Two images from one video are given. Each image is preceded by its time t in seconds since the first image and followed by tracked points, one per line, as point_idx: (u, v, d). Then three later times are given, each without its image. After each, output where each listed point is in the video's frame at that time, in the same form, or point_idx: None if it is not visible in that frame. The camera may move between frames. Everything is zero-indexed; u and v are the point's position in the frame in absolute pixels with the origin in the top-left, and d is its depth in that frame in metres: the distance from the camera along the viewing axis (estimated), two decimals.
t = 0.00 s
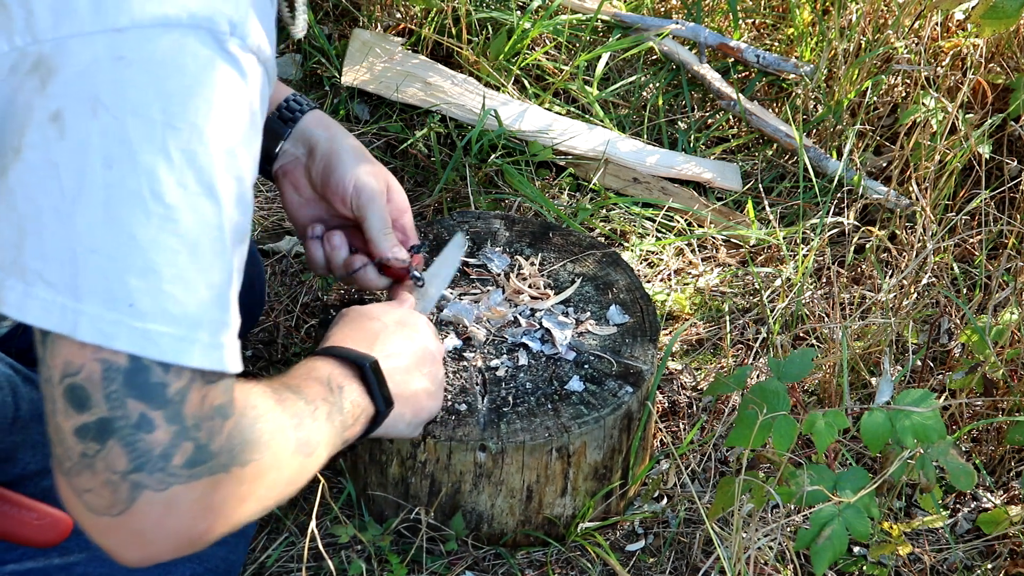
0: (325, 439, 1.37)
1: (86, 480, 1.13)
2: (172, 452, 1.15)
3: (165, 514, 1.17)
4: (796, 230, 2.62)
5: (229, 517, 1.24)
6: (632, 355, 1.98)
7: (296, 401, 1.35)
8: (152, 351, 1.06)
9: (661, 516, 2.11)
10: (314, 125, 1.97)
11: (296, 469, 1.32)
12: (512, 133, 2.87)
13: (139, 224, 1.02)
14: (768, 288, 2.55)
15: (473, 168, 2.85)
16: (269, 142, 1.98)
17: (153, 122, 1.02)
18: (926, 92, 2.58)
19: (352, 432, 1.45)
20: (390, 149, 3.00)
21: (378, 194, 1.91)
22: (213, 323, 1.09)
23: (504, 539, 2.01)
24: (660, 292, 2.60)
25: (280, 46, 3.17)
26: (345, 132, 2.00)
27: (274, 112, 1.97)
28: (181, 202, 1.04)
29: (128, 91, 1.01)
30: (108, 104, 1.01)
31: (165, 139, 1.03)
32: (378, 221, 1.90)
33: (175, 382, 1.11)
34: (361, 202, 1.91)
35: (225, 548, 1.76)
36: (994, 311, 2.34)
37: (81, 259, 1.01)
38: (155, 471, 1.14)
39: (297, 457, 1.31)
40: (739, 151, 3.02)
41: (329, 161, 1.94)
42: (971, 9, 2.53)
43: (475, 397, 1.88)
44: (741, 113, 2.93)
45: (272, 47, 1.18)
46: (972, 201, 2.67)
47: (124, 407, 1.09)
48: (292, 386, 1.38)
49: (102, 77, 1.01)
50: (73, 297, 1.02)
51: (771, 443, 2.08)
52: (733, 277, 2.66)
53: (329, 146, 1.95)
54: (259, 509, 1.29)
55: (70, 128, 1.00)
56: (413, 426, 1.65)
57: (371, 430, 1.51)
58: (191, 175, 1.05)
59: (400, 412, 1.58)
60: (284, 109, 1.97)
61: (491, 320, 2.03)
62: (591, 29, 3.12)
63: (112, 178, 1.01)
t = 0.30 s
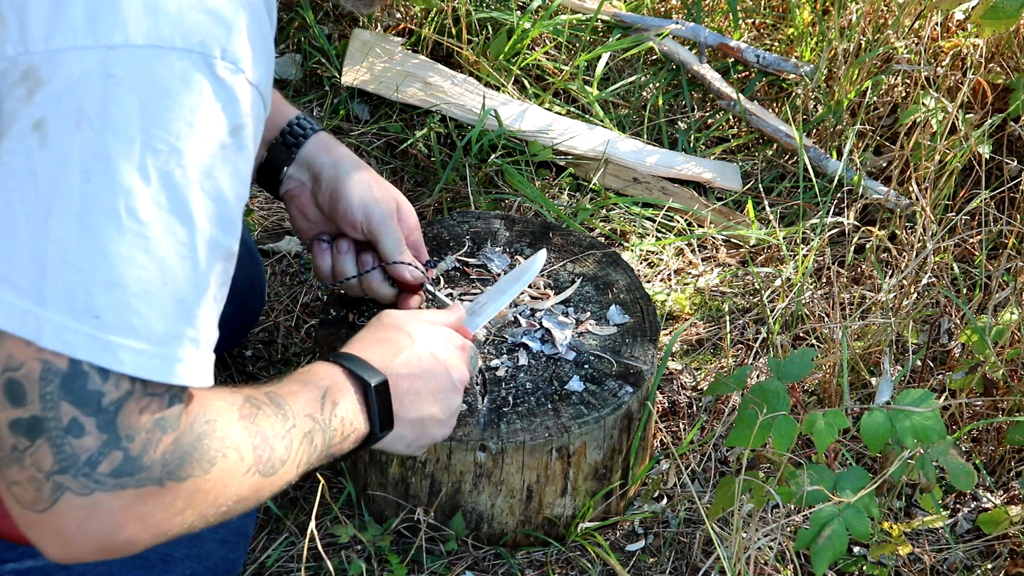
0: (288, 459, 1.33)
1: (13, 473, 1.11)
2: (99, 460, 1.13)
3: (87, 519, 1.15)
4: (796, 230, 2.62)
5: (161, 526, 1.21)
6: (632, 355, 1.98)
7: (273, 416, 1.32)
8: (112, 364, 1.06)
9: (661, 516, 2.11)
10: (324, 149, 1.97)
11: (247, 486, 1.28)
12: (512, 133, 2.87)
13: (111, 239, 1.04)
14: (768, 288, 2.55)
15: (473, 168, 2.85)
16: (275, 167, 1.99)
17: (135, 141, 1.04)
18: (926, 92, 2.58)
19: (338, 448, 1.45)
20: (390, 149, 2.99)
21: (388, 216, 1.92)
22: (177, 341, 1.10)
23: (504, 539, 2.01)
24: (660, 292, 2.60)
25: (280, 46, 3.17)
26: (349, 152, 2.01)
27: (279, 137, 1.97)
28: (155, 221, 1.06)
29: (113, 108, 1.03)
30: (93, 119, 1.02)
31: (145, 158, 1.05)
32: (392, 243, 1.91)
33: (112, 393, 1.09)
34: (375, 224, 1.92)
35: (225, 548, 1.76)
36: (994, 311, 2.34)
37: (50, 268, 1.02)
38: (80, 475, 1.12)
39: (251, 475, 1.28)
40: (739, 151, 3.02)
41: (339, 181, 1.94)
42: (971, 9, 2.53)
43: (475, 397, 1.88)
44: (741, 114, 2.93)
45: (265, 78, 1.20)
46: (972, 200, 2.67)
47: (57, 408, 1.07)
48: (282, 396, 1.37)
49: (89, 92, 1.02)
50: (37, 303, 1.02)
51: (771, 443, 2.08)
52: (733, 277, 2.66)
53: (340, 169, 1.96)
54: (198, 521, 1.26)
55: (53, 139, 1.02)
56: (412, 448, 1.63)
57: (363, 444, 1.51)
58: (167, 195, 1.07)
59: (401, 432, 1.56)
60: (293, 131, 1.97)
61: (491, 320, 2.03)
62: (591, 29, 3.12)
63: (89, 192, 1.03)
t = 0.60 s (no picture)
0: (298, 459, 1.30)
1: (30, 479, 1.10)
2: (117, 465, 1.11)
3: (105, 524, 1.14)
4: (796, 230, 2.62)
5: (176, 529, 1.20)
6: (632, 355, 1.98)
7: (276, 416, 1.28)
8: (129, 369, 1.05)
9: (661, 516, 2.11)
10: (321, 152, 1.97)
11: (258, 487, 1.25)
12: (512, 133, 2.87)
13: (128, 243, 1.03)
14: (768, 288, 2.55)
15: (473, 168, 2.85)
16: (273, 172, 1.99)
17: (151, 146, 1.04)
18: (926, 92, 2.58)
19: (342, 445, 1.41)
20: (390, 149, 2.99)
21: (387, 221, 1.92)
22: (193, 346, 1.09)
23: (504, 539, 2.01)
24: (660, 292, 2.60)
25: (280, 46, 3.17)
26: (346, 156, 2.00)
27: (276, 142, 1.96)
28: (171, 225, 1.05)
29: (130, 113, 1.02)
30: (110, 124, 1.02)
31: (161, 162, 1.04)
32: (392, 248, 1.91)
33: (130, 397, 1.08)
34: (372, 229, 1.92)
35: (225, 548, 1.76)
36: (994, 311, 2.34)
37: (67, 273, 1.01)
38: (98, 480, 1.11)
39: (259, 476, 1.24)
40: (739, 151, 3.02)
41: (336, 188, 1.93)
42: (971, 10, 2.54)
43: (474, 397, 1.88)
44: (741, 114, 2.93)
45: (280, 83, 1.19)
46: (972, 200, 2.67)
47: (75, 414, 1.06)
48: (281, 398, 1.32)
49: (106, 97, 1.02)
50: (55, 308, 1.01)
51: (771, 443, 2.08)
52: (733, 277, 2.66)
53: (337, 173, 1.95)
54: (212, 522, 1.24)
55: (69, 143, 1.01)
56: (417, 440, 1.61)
57: (367, 441, 1.47)
58: (183, 200, 1.06)
59: (402, 424, 1.54)
60: (290, 136, 1.95)
61: (492, 320, 2.03)
62: (591, 30, 3.12)
63: (106, 197, 1.02)
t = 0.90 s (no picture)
0: (337, 436, 1.36)
1: (107, 484, 1.13)
2: (194, 460, 1.14)
3: (185, 520, 1.17)
4: (797, 230, 2.62)
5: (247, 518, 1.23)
6: (632, 355, 1.98)
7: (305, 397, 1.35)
8: (182, 362, 1.06)
9: (661, 516, 2.11)
10: (304, 166, 1.98)
11: (311, 465, 1.31)
12: (512, 133, 2.87)
13: (174, 239, 1.03)
14: (768, 288, 2.55)
15: (474, 168, 2.85)
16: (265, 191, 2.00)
17: (190, 140, 1.03)
18: (926, 92, 2.58)
19: (365, 423, 1.48)
20: (390, 149, 3.00)
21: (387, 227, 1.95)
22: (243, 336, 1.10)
23: (504, 539, 2.00)
24: (660, 292, 2.60)
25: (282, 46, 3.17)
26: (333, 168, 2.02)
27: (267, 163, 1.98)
28: (215, 216, 1.05)
29: (166, 108, 1.01)
30: (146, 120, 1.01)
31: (200, 155, 1.03)
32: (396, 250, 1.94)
33: (200, 392, 1.10)
34: (370, 239, 1.95)
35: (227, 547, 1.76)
36: (994, 311, 2.34)
37: (116, 273, 1.01)
38: (177, 477, 1.14)
39: (311, 451, 1.30)
40: (739, 151, 3.02)
41: (329, 204, 1.95)
42: (971, 9, 2.54)
43: (474, 397, 1.88)
44: (741, 114, 2.93)
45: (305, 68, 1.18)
46: (972, 201, 2.67)
47: (149, 415, 1.09)
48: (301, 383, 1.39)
49: (139, 93, 1.01)
50: (105, 308, 1.02)
51: (771, 443, 2.08)
52: (733, 277, 2.66)
53: (324, 185, 1.96)
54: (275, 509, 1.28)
55: (106, 143, 1.00)
56: (435, 414, 1.68)
57: (385, 417, 1.55)
58: (224, 191, 1.06)
59: (416, 397, 1.61)
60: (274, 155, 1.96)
61: (491, 320, 2.03)
62: (591, 30, 3.12)
63: (148, 193, 1.01)
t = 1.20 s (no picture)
0: (362, 407, 1.39)
1: (159, 455, 1.13)
2: (245, 420, 1.15)
3: (240, 478, 1.17)
4: (797, 230, 2.62)
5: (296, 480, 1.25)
6: (631, 355, 1.98)
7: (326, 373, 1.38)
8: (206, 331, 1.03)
9: (661, 516, 2.11)
10: (297, 183, 1.94)
11: (346, 431, 1.33)
12: (512, 133, 2.87)
13: (188, 204, 0.98)
14: (768, 288, 2.55)
15: (474, 168, 2.85)
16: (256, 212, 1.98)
17: (194, 101, 0.99)
18: (926, 92, 2.57)
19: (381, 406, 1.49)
20: (390, 149, 3.00)
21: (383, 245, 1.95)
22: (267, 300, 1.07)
23: (504, 539, 2.01)
24: (660, 292, 2.60)
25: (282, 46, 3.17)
26: (324, 183, 1.98)
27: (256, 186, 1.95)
28: (228, 179, 1.01)
29: (166, 69, 0.97)
30: (145, 84, 0.96)
31: (206, 116, 0.99)
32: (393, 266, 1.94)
33: (245, 352, 1.10)
34: (366, 255, 1.94)
35: (228, 548, 1.74)
36: (994, 311, 2.33)
37: (130, 244, 0.97)
38: (230, 438, 1.14)
39: (340, 418, 1.32)
40: (739, 151, 3.02)
41: (323, 224, 1.93)
42: (971, 9, 2.53)
43: (474, 397, 1.88)
44: (741, 113, 2.93)
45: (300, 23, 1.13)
46: (972, 201, 2.67)
47: (198, 380, 1.09)
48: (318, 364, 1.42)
49: (138, 58, 0.96)
50: (122, 282, 0.98)
51: (771, 443, 2.08)
52: (733, 277, 2.66)
53: (316, 204, 1.93)
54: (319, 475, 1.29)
55: (106, 110, 0.95)
56: (442, 406, 1.67)
57: (396, 406, 1.54)
58: (234, 152, 1.01)
59: (421, 390, 1.61)
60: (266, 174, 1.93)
61: (491, 320, 2.04)
62: (591, 29, 3.12)
63: (156, 159, 0.97)
